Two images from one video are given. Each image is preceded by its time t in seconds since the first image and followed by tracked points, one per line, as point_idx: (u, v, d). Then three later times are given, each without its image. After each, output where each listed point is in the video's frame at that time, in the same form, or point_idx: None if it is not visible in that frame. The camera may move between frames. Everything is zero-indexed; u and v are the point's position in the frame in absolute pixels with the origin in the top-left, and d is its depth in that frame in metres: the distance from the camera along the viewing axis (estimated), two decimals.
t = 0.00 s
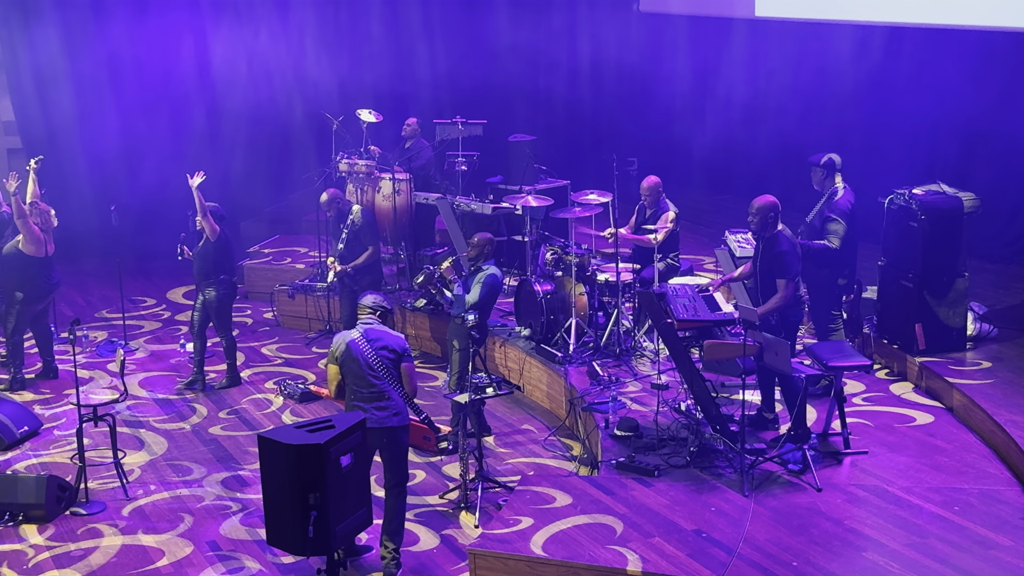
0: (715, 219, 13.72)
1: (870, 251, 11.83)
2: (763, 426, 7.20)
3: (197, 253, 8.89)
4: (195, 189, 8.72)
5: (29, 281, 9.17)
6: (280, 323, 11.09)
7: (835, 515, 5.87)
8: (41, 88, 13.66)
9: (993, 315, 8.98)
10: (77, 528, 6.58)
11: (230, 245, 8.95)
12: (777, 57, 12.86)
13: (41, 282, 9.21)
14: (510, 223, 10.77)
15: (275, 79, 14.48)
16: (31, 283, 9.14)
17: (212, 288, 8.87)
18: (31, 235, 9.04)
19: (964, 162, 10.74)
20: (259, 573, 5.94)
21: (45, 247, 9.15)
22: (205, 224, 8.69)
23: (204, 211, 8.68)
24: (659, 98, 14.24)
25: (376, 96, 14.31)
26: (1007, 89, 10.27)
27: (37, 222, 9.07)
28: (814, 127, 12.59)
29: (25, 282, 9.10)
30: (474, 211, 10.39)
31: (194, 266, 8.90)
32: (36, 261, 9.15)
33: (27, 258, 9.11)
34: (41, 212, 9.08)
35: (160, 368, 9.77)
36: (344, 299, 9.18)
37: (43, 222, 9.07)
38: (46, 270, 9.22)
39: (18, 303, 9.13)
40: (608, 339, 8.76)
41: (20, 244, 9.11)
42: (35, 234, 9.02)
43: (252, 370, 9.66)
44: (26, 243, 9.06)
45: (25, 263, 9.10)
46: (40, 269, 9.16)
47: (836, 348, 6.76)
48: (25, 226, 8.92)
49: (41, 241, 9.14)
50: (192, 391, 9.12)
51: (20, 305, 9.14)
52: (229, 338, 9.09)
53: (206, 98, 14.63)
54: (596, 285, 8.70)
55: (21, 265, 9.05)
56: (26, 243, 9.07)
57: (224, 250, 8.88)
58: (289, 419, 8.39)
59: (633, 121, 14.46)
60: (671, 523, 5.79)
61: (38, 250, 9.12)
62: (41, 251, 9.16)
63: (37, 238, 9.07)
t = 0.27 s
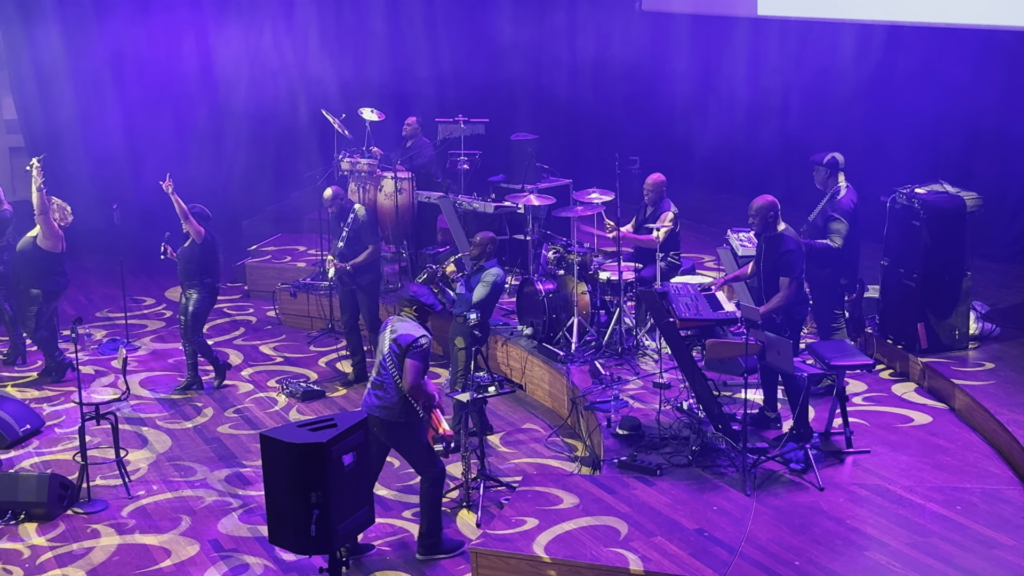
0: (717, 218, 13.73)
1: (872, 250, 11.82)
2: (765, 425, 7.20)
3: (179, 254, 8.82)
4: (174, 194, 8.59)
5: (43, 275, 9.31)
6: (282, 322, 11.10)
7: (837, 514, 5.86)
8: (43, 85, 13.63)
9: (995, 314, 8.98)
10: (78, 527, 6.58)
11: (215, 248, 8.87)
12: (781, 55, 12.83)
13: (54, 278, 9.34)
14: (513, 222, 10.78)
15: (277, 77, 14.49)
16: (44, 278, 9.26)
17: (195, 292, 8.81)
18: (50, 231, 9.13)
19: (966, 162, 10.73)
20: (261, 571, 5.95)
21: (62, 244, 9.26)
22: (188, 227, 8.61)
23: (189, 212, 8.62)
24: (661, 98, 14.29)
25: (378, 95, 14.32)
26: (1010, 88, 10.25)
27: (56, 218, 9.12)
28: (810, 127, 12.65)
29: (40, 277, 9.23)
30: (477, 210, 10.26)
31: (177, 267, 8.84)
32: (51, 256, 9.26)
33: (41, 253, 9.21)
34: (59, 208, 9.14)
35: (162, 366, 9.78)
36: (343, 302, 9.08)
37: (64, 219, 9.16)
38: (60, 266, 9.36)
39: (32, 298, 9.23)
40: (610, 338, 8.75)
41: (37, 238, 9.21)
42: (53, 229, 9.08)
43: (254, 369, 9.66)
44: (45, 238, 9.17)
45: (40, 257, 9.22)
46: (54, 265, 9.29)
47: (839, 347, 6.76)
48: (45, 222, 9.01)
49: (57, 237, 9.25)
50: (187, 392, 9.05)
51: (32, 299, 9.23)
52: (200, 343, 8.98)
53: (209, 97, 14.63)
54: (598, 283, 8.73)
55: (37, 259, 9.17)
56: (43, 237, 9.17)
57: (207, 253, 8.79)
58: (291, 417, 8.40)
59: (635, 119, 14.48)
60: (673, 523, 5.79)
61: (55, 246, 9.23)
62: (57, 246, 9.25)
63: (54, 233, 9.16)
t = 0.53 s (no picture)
0: (720, 217, 13.73)
1: (875, 249, 11.82)
2: (767, 424, 7.19)
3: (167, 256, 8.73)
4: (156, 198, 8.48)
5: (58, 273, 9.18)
6: (285, 321, 11.10)
7: (840, 514, 5.86)
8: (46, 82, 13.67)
9: (998, 313, 8.97)
10: (81, 526, 6.58)
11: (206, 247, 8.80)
12: (785, 54, 12.80)
13: (71, 275, 9.20)
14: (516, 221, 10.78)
15: (280, 76, 14.49)
16: (60, 275, 9.13)
17: (183, 295, 8.71)
18: (63, 229, 9.03)
19: (970, 160, 10.72)
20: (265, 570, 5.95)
21: (76, 241, 9.16)
22: (173, 230, 8.48)
23: (175, 216, 8.49)
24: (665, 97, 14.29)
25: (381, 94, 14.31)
26: (1014, 87, 10.24)
27: (70, 216, 9.02)
28: (813, 126, 12.62)
29: (56, 274, 9.09)
30: (480, 208, 10.34)
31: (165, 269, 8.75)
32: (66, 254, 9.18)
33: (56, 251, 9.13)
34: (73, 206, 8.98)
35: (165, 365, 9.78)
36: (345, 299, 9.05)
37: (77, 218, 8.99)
38: (74, 263, 9.22)
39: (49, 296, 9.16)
40: (612, 338, 8.74)
41: (52, 237, 9.14)
42: (66, 226, 8.96)
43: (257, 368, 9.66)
44: (58, 236, 9.08)
45: (55, 255, 9.11)
46: (69, 262, 9.16)
47: (842, 346, 6.75)
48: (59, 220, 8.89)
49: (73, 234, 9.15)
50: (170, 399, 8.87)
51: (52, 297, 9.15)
52: (182, 345, 8.86)
53: (214, 96, 14.65)
54: (601, 283, 8.67)
55: (51, 256, 9.06)
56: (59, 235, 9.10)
57: (196, 254, 8.68)
58: (294, 417, 8.40)
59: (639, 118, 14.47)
60: (676, 522, 5.79)
61: (70, 243, 9.15)
62: (71, 243, 9.17)
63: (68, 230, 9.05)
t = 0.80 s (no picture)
0: (724, 217, 13.72)
1: (880, 249, 11.80)
2: (771, 425, 7.19)
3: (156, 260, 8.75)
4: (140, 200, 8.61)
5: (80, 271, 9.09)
6: (288, 321, 11.11)
7: (844, 514, 5.86)
8: (52, 80, 13.72)
9: (1002, 314, 8.96)
10: (85, 526, 6.59)
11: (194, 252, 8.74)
12: (791, 52, 12.75)
13: (93, 271, 9.13)
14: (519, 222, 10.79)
15: (285, 76, 14.52)
16: (81, 273, 9.05)
17: (167, 299, 8.61)
18: (84, 227, 8.94)
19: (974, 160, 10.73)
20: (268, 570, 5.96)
21: (98, 238, 9.06)
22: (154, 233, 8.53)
23: (161, 217, 8.57)
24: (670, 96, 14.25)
25: (385, 94, 14.30)
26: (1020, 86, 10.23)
27: (89, 214, 8.96)
28: (818, 125, 12.62)
29: (78, 271, 9.02)
30: (484, 209, 10.42)
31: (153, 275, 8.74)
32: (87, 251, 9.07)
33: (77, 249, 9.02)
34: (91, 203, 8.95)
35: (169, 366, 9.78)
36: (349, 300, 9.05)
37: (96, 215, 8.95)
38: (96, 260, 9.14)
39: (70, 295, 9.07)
40: (616, 338, 8.73)
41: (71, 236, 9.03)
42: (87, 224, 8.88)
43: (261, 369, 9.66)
44: (79, 234, 8.98)
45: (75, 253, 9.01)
46: (91, 260, 9.08)
47: (846, 347, 6.74)
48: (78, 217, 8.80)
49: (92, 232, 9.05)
50: (161, 404, 8.78)
51: (74, 296, 9.06)
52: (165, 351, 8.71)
53: (220, 94, 14.68)
54: (605, 283, 8.67)
55: (73, 254, 8.97)
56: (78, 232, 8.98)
57: (179, 259, 8.60)
58: (298, 417, 8.40)
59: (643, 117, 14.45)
60: (679, 522, 5.79)
61: (91, 241, 9.04)
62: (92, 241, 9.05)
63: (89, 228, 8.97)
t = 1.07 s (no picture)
0: (730, 220, 13.71)
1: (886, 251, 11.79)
2: (776, 427, 7.20)
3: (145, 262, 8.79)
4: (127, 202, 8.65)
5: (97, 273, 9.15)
6: (293, 323, 11.12)
7: (849, 516, 5.85)
8: (58, 81, 13.75)
9: (1007, 316, 8.95)
10: (91, 527, 6.61)
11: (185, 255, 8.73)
12: (797, 55, 12.72)
13: (109, 274, 9.20)
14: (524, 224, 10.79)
15: (291, 78, 14.55)
16: (98, 276, 9.11)
17: (155, 302, 8.64)
18: (102, 230, 8.97)
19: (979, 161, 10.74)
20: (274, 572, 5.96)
21: (115, 242, 9.09)
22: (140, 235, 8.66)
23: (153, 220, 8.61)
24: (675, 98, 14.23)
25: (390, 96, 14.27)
26: None
27: (109, 216, 8.98)
28: (823, 128, 12.66)
29: (95, 274, 9.08)
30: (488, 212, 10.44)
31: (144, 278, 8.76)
32: (104, 253, 9.12)
33: (96, 251, 9.07)
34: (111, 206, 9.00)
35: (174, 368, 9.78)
36: (357, 302, 9.06)
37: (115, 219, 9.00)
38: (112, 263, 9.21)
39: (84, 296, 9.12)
40: (621, 340, 8.70)
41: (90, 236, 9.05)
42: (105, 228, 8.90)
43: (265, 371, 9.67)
44: (98, 236, 9.00)
45: (93, 255, 9.07)
46: (108, 262, 9.16)
47: (851, 349, 6.74)
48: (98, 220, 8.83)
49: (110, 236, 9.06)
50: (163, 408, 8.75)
51: (89, 297, 9.12)
52: (158, 355, 8.71)
53: (225, 95, 14.70)
54: (609, 285, 8.83)
55: (91, 256, 9.03)
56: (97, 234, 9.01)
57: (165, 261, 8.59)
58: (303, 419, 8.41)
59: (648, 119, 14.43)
60: (684, 524, 5.79)
61: (109, 244, 9.07)
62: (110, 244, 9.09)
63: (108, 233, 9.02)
